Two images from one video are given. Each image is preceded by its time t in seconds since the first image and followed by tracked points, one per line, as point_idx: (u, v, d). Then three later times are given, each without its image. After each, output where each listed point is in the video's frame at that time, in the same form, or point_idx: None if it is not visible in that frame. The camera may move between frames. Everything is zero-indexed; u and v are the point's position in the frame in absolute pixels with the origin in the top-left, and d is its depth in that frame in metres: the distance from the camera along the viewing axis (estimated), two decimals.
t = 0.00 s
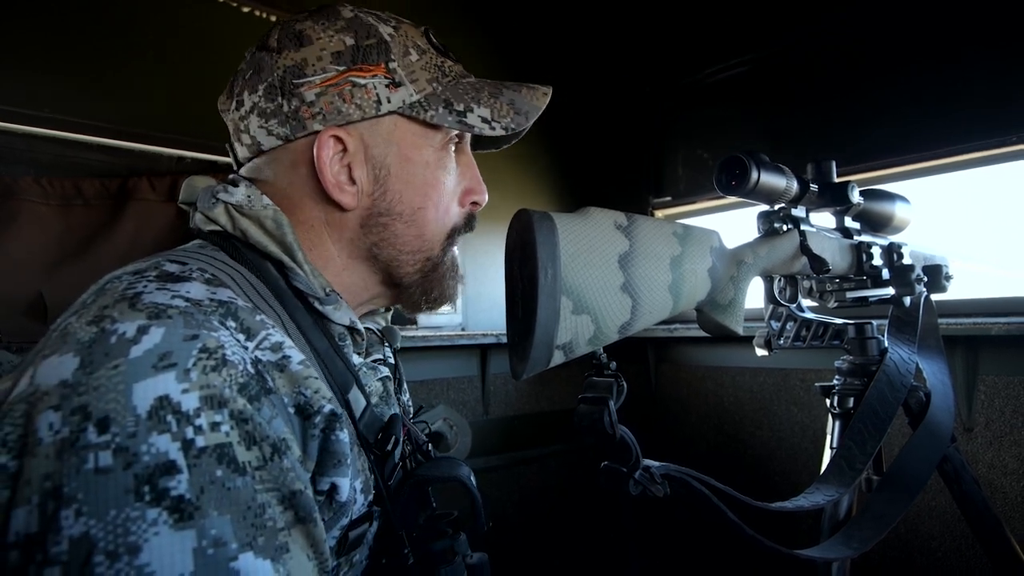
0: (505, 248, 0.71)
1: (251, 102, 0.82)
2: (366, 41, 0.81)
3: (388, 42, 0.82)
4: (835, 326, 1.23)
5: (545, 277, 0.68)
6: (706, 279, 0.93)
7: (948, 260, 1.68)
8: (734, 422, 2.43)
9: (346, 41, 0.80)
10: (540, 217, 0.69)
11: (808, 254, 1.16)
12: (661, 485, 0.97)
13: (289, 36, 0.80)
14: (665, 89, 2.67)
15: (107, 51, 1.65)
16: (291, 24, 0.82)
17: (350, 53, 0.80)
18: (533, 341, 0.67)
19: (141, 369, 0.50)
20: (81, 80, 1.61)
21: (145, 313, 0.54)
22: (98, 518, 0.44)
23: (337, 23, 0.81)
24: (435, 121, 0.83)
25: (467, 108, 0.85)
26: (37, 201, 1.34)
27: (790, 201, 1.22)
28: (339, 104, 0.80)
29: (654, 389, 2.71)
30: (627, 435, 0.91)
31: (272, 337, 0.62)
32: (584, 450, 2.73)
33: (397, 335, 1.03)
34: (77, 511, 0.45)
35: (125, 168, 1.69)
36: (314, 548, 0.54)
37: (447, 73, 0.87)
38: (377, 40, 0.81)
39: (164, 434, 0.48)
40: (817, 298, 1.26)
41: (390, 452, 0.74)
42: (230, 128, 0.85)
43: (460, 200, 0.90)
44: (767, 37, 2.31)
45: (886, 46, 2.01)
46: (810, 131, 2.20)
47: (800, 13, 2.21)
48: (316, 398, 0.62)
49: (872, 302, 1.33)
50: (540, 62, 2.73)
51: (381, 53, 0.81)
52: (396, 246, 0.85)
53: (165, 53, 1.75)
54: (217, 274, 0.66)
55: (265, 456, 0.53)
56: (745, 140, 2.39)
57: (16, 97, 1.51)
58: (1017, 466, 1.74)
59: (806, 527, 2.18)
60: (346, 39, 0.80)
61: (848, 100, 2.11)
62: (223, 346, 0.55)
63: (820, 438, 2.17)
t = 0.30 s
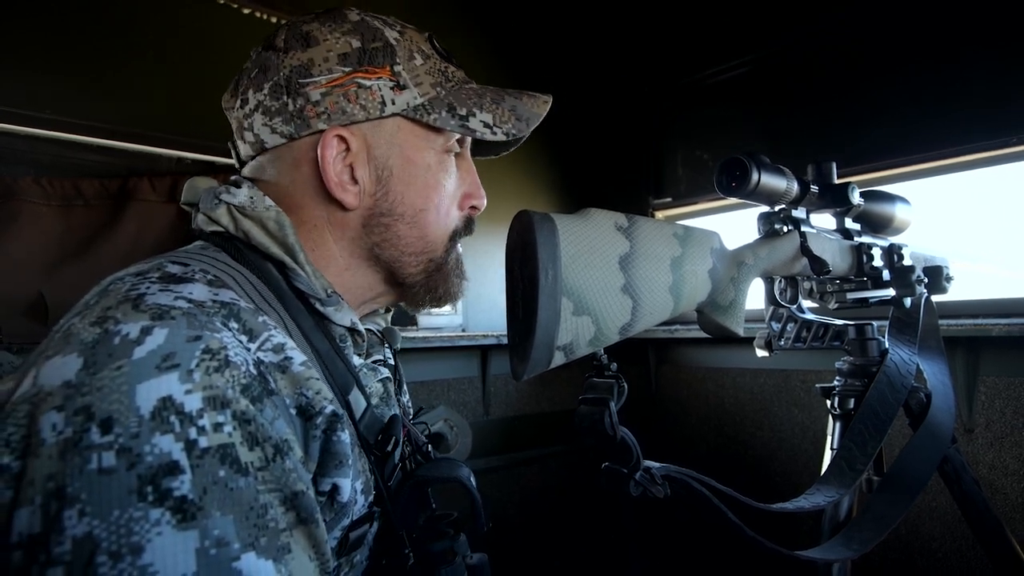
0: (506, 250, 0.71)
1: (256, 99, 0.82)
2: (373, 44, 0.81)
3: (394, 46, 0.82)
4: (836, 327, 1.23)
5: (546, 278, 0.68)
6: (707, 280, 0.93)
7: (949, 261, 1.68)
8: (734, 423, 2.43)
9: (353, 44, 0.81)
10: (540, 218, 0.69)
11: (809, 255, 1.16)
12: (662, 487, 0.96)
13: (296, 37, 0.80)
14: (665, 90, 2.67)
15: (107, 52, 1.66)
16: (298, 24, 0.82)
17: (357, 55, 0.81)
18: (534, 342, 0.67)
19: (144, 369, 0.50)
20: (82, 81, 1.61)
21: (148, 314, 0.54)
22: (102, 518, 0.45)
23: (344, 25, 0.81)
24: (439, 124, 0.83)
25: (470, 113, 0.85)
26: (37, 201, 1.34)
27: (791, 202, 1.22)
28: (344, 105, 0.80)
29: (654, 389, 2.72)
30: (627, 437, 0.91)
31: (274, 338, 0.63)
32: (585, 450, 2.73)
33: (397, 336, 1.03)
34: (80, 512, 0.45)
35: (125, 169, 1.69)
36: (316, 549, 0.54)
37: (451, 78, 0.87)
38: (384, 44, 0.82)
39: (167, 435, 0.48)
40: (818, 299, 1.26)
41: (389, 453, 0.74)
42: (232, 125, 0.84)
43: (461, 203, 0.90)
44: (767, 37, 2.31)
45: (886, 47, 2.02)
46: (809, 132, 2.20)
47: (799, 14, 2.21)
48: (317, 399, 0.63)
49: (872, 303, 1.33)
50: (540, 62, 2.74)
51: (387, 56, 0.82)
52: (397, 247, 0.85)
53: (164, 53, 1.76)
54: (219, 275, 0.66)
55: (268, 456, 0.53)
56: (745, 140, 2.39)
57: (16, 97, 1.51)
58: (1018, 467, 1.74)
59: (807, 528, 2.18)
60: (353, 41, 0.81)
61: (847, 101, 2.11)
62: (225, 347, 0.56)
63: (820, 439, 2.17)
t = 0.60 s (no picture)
0: (505, 249, 0.71)
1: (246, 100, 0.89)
2: (336, 34, 0.83)
3: (356, 32, 0.83)
4: (835, 326, 1.23)
5: (545, 278, 0.68)
6: (707, 280, 0.93)
7: (949, 261, 1.68)
8: (734, 422, 2.43)
9: (319, 36, 0.83)
10: (540, 217, 0.69)
11: (808, 255, 1.16)
12: (661, 486, 0.96)
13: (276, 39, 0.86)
14: (665, 89, 2.67)
15: (106, 51, 1.66)
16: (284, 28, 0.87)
17: (318, 45, 0.83)
18: (533, 342, 0.67)
19: (139, 368, 0.50)
20: (81, 80, 1.61)
21: (144, 313, 0.54)
22: (97, 517, 0.44)
23: (319, 22, 0.85)
24: (391, 104, 0.82)
25: (426, 89, 0.82)
26: (37, 201, 1.34)
27: (791, 202, 1.22)
28: (300, 93, 0.82)
29: (654, 389, 2.72)
30: (627, 436, 0.91)
31: (270, 337, 0.63)
32: (584, 450, 2.73)
33: (396, 339, 1.03)
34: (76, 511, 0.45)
35: (124, 168, 1.69)
36: (312, 548, 0.54)
37: (418, 59, 0.85)
38: (346, 32, 0.83)
39: (163, 433, 0.48)
40: (817, 299, 1.27)
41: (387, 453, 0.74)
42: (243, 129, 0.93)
43: (432, 193, 0.87)
44: (767, 37, 2.31)
45: (886, 46, 2.02)
46: (809, 131, 2.20)
47: (800, 14, 2.21)
48: (314, 398, 0.63)
49: (871, 303, 1.33)
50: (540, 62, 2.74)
51: (346, 43, 0.82)
52: (351, 235, 0.84)
53: (165, 53, 1.76)
54: (216, 274, 0.66)
55: (263, 455, 0.53)
56: (745, 140, 2.39)
57: (16, 97, 1.51)
58: (1017, 466, 1.74)
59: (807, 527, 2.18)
60: (319, 34, 0.84)
61: (847, 101, 2.11)
62: (221, 347, 0.56)
63: (820, 438, 2.17)
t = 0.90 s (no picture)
0: (505, 250, 0.71)
1: (262, 97, 0.81)
2: (380, 46, 0.82)
3: (401, 48, 0.83)
4: (835, 326, 1.24)
5: (545, 278, 0.68)
6: (706, 280, 0.93)
7: (949, 261, 1.68)
8: (733, 422, 2.43)
9: (362, 45, 0.81)
10: (540, 217, 0.69)
11: (808, 254, 1.15)
12: (661, 485, 0.96)
13: (305, 37, 0.80)
14: (665, 89, 2.67)
15: (106, 50, 1.65)
16: (306, 24, 0.82)
17: (364, 55, 0.81)
18: (533, 341, 0.67)
19: (141, 369, 0.50)
20: (81, 80, 1.61)
21: (145, 314, 0.54)
22: (99, 519, 0.44)
23: (353, 26, 0.82)
24: (445, 128, 0.85)
25: (475, 117, 0.87)
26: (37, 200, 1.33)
27: (790, 201, 1.22)
28: (352, 106, 0.81)
29: (653, 388, 2.72)
30: (627, 435, 0.91)
31: (271, 338, 0.63)
32: (583, 449, 2.73)
33: (394, 337, 1.03)
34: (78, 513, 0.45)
35: (124, 168, 1.69)
36: (314, 550, 0.54)
37: (456, 82, 0.89)
38: (391, 46, 0.82)
39: (165, 435, 0.48)
40: (817, 299, 1.28)
41: (387, 453, 0.74)
42: (237, 122, 0.84)
43: (461, 208, 0.91)
44: (767, 37, 2.31)
45: (886, 46, 2.01)
46: (809, 131, 2.20)
47: (799, 14, 2.21)
48: (315, 399, 0.63)
49: (871, 302, 1.33)
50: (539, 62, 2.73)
51: (395, 59, 0.82)
52: (399, 249, 0.86)
53: (165, 53, 1.75)
54: (216, 275, 0.66)
55: (265, 457, 0.53)
56: (745, 140, 2.39)
57: (15, 96, 1.51)
58: (1016, 466, 1.74)
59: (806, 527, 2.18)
60: (361, 42, 0.81)
61: (847, 101, 2.11)
62: (223, 348, 0.56)
63: (819, 438, 2.17)
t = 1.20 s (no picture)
0: (507, 253, 0.71)
1: (268, 102, 0.82)
2: (384, 49, 0.82)
3: (405, 52, 0.84)
4: (837, 329, 1.25)
5: (547, 280, 0.68)
6: (708, 282, 0.93)
7: (951, 264, 1.68)
8: (735, 424, 2.43)
9: (366, 49, 0.82)
10: (542, 219, 0.69)
11: (810, 258, 1.16)
12: (663, 488, 0.96)
13: (310, 41, 0.81)
14: (666, 90, 2.68)
15: (108, 52, 1.66)
16: (311, 29, 0.82)
17: (369, 59, 0.82)
18: (535, 344, 0.67)
19: (149, 369, 0.50)
20: (81, 80, 1.62)
21: (152, 315, 0.55)
22: (107, 517, 0.45)
23: (357, 30, 0.82)
24: (450, 130, 0.86)
25: (478, 119, 0.88)
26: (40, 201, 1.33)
27: (792, 204, 1.21)
28: (359, 108, 0.81)
29: (655, 391, 2.72)
30: (629, 438, 0.91)
31: (276, 339, 0.63)
32: (585, 451, 2.73)
33: (396, 338, 1.02)
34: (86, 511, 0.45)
35: (127, 169, 1.69)
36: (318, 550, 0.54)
37: (458, 84, 0.90)
38: (395, 50, 0.83)
39: (173, 434, 0.48)
40: (818, 300, 1.29)
41: (389, 455, 0.74)
42: (244, 127, 0.84)
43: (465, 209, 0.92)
44: (767, 38, 2.32)
45: (886, 48, 2.02)
46: (810, 132, 2.21)
47: (799, 15, 2.22)
48: (319, 400, 0.63)
49: (873, 305, 1.33)
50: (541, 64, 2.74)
51: (400, 63, 0.83)
52: (407, 250, 0.86)
53: (165, 53, 1.76)
54: (222, 276, 0.66)
55: (271, 456, 0.54)
56: (746, 142, 2.39)
57: (16, 97, 1.52)
58: (1019, 469, 1.74)
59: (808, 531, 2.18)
60: (366, 46, 0.82)
61: (847, 102, 2.12)
62: (229, 348, 0.56)
63: (821, 441, 2.17)
